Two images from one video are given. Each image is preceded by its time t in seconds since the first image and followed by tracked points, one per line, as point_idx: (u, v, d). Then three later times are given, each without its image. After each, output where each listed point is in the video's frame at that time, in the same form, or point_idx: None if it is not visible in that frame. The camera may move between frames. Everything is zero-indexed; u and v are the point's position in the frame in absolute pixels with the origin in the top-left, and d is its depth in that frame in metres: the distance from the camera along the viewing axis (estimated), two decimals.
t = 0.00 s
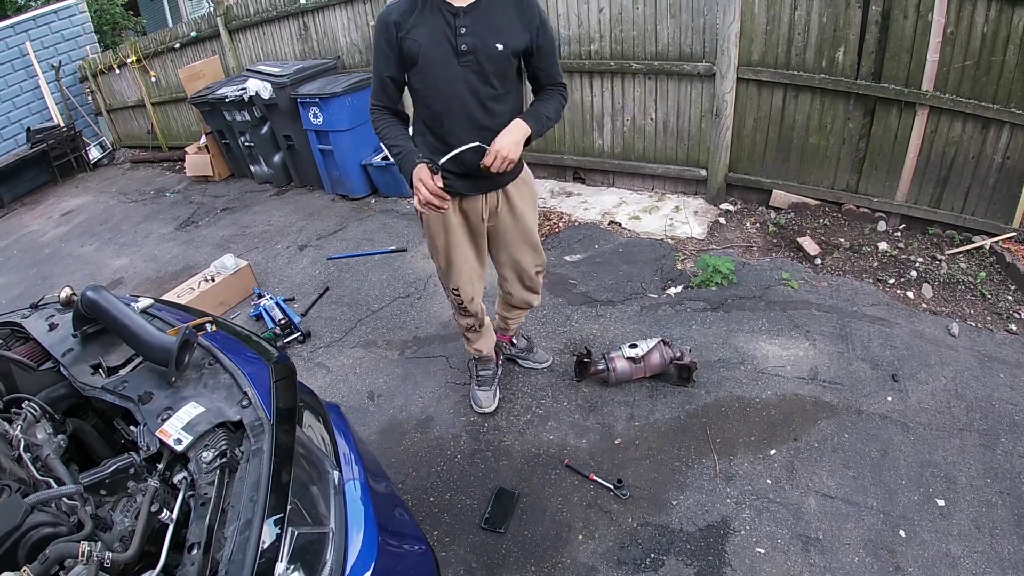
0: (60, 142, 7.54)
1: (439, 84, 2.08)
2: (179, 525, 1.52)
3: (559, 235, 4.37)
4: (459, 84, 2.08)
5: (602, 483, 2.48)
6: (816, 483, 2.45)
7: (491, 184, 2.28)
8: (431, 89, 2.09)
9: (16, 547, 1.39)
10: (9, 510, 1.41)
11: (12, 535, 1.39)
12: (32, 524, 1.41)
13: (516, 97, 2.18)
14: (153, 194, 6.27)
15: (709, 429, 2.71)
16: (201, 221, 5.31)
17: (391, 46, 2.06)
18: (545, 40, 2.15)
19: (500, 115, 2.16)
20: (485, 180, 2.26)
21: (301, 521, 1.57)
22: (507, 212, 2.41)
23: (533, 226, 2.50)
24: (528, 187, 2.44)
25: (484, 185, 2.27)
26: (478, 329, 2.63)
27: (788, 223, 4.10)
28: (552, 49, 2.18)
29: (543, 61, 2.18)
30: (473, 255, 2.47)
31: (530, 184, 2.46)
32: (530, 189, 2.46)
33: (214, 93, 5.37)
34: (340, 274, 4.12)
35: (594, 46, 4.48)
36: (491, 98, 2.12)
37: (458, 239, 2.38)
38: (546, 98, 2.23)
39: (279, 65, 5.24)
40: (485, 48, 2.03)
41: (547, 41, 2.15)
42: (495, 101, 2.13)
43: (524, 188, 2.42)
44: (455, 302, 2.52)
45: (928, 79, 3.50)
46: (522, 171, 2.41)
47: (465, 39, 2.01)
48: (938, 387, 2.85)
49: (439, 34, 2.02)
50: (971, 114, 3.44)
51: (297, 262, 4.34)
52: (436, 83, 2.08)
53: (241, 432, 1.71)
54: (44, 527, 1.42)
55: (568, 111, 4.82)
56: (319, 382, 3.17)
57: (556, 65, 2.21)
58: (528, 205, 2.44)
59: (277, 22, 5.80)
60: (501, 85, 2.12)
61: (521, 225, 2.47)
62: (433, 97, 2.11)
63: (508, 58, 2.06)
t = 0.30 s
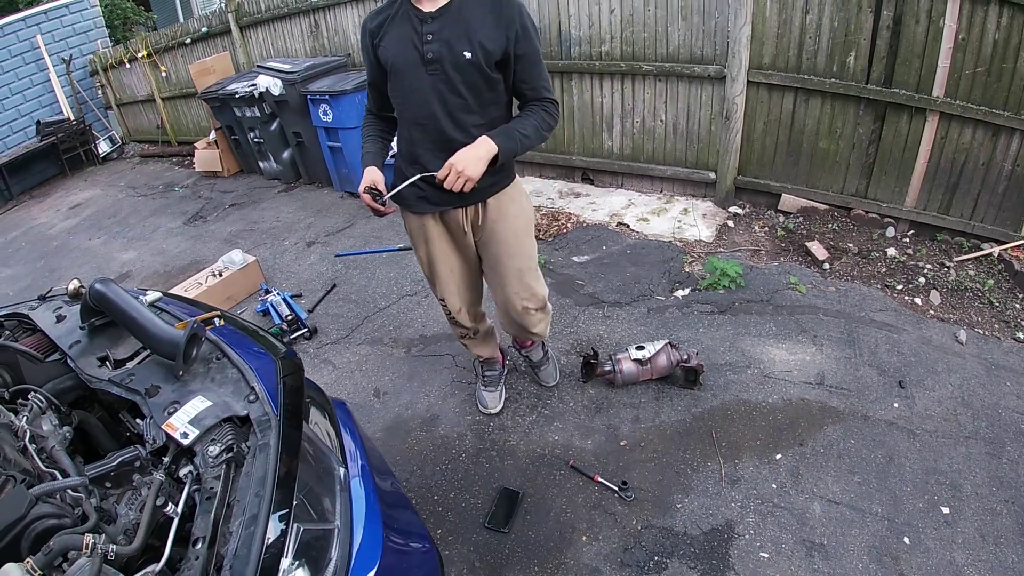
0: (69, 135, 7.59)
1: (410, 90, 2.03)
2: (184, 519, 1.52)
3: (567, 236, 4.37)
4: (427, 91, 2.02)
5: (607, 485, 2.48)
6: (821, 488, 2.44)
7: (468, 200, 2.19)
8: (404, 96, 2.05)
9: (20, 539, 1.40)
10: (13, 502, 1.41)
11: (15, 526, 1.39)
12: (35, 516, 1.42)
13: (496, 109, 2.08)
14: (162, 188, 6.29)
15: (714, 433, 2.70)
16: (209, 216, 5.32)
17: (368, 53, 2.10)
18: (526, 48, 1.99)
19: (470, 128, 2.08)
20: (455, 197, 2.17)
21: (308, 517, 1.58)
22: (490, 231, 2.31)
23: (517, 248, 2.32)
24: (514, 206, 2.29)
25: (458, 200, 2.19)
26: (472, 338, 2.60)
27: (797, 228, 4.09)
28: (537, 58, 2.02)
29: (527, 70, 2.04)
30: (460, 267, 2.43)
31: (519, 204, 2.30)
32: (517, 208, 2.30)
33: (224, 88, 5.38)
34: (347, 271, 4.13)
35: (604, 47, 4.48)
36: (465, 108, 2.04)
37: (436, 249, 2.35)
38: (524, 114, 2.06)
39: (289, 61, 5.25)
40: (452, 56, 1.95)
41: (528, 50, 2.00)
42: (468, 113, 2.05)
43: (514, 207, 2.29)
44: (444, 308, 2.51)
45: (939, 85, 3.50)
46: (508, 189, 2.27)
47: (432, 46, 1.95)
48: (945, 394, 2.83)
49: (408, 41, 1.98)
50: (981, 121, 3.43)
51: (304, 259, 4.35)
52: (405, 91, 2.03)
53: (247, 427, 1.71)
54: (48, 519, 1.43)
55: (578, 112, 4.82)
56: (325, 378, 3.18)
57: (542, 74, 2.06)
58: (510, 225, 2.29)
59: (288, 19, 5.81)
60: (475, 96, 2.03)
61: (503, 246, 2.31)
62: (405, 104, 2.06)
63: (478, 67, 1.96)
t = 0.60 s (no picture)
0: (76, 130, 7.62)
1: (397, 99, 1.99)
2: (188, 514, 1.53)
3: (572, 238, 4.38)
4: (411, 101, 1.97)
5: (609, 487, 2.48)
6: (823, 495, 2.44)
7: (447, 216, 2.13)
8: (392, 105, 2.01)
9: (24, 532, 1.39)
10: (18, 495, 1.41)
11: (19, 519, 1.39)
12: (39, 509, 1.41)
13: (481, 121, 2.02)
14: (168, 184, 6.31)
15: (717, 437, 2.70)
16: (215, 213, 5.34)
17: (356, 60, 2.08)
18: (514, 56, 1.91)
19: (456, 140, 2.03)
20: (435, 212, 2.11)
21: (312, 514, 1.58)
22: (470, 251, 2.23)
23: (491, 271, 2.22)
24: (492, 227, 2.18)
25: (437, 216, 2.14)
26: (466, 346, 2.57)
27: (802, 233, 4.09)
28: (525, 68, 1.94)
29: (516, 80, 1.96)
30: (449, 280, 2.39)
31: (498, 225, 2.19)
32: (496, 229, 2.19)
33: (232, 86, 5.40)
34: (352, 270, 4.14)
35: (612, 50, 4.48)
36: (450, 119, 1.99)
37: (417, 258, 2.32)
38: (509, 126, 2.01)
39: (297, 60, 5.27)
40: (435, 65, 1.90)
41: (516, 60, 1.92)
42: (451, 123, 2.00)
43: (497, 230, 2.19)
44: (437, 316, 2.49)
45: (946, 93, 3.50)
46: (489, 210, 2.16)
47: (414, 53, 1.90)
48: (948, 403, 2.83)
49: (392, 47, 1.94)
50: (988, 129, 3.43)
51: (310, 257, 4.36)
52: (390, 99, 2.00)
53: (253, 423, 1.72)
54: (52, 512, 1.42)
55: (584, 114, 4.83)
56: (329, 377, 3.19)
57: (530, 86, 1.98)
58: (485, 246, 2.18)
59: (297, 18, 5.83)
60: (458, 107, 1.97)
61: (478, 267, 2.22)
62: (394, 112, 2.03)
63: (460, 76, 1.90)
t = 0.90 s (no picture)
0: (82, 126, 7.64)
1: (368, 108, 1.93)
2: (191, 510, 1.53)
3: (577, 237, 4.38)
4: (379, 111, 1.90)
5: (613, 487, 2.48)
6: (826, 496, 2.44)
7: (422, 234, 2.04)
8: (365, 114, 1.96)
9: (26, 526, 1.39)
10: (21, 490, 1.41)
11: (22, 514, 1.39)
12: (42, 504, 1.41)
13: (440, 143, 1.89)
14: (173, 181, 6.32)
15: (721, 438, 2.70)
16: (220, 209, 5.35)
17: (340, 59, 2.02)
18: (476, 79, 1.74)
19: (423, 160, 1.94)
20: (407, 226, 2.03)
21: (315, 511, 1.59)
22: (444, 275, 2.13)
23: (470, 298, 2.15)
24: (468, 253, 2.09)
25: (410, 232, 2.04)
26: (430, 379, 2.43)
27: (808, 234, 4.08)
28: (484, 95, 1.75)
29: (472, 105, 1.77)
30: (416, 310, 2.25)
31: (476, 251, 2.10)
32: (475, 255, 2.10)
33: (238, 83, 5.41)
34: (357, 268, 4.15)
35: (619, 49, 4.48)
36: (412, 137, 1.90)
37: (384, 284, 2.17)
38: (445, 151, 1.80)
39: (303, 57, 5.28)
40: (399, 78, 1.80)
41: (476, 86, 1.74)
42: (413, 142, 1.90)
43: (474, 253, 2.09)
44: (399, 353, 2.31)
45: (952, 94, 3.49)
46: (465, 235, 2.06)
47: (381, 63, 1.81)
48: (953, 405, 2.82)
49: (365, 53, 1.87)
50: (995, 131, 3.42)
51: (314, 254, 4.37)
52: (362, 108, 1.94)
53: (256, 420, 1.71)
54: (55, 507, 1.42)
55: (589, 113, 4.82)
56: (333, 374, 3.20)
57: (485, 115, 1.76)
58: (464, 268, 2.10)
59: (303, 15, 5.83)
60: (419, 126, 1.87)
61: (456, 292, 2.15)
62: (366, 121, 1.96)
63: (422, 94, 1.79)
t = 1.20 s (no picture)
0: (87, 126, 7.66)
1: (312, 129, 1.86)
2: (194, 510, 1.53)
3: (581, 236, 4.37)
4: (321, 131, 1.83)
5: (616, 487, 2.48)
6: (831, 497, 2.43)
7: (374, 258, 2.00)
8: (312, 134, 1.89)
9: (30, 525, 1.40)
10: (23, 489, 1.41)
11: (25, 513, 1.39)
12: (45, 503, 1.41)
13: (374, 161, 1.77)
14: (177, 180, 6.33)
15: (726, 438, 2.69)
16: (225, 209, 5.36)
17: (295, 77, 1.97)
18: (376, 89, 1.57)
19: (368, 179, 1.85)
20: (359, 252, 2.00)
21: (320, 511, 1.59)
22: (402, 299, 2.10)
23: (430, 320, 2.13)
24: (423, 277, 2.05)
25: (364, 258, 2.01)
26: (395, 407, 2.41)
27: (813, 234, 4.07)
28: (369, 106, 1.57)
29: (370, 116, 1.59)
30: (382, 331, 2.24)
31: (431, 276, 2.06)
32: (431, 280, 2.06)
33: (243, 82, 5.42)
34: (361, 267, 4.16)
35: (623, 48, 4.48)
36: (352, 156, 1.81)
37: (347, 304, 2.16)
38: (325, 164, 1.64)
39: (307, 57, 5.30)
40: (327, 97, 1.73)
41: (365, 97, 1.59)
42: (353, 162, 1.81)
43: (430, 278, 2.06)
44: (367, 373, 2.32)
45: (958, 94, 3.48)
46: (419, 261, 2.02)
47: (313, 82, 1.74)
48: (958, 406, 2.81)
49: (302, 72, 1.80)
50: (1001, 131, 3.40)
51: (319, 253, 4.38)
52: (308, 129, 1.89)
53: (260, 419, 1.72)
54: (58, 506, 1.42)
55: (594, 113, 4.82)
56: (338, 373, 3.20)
57: (366, 128, 1.57)
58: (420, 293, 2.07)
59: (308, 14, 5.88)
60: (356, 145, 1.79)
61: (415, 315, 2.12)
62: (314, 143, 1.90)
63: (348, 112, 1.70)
